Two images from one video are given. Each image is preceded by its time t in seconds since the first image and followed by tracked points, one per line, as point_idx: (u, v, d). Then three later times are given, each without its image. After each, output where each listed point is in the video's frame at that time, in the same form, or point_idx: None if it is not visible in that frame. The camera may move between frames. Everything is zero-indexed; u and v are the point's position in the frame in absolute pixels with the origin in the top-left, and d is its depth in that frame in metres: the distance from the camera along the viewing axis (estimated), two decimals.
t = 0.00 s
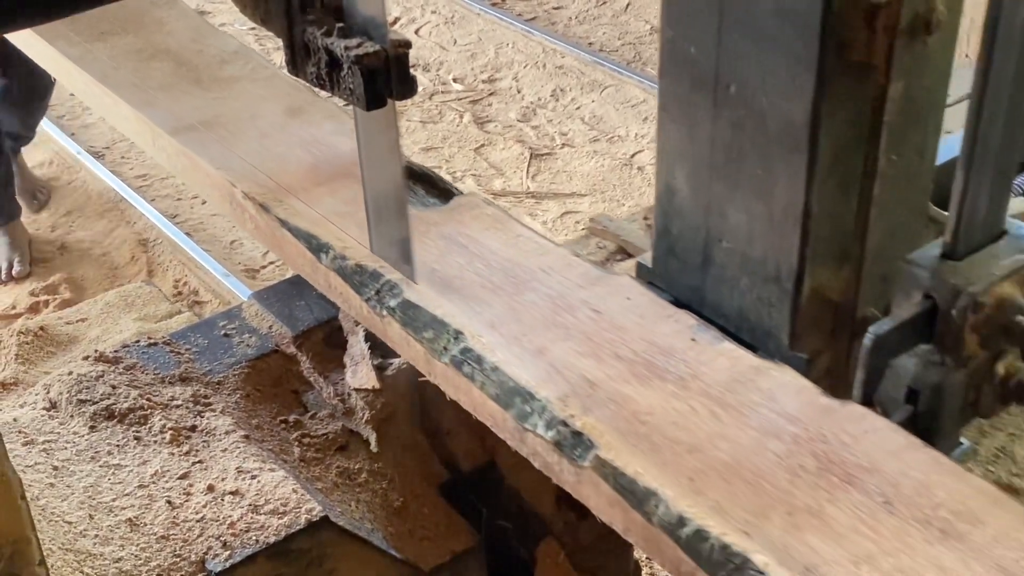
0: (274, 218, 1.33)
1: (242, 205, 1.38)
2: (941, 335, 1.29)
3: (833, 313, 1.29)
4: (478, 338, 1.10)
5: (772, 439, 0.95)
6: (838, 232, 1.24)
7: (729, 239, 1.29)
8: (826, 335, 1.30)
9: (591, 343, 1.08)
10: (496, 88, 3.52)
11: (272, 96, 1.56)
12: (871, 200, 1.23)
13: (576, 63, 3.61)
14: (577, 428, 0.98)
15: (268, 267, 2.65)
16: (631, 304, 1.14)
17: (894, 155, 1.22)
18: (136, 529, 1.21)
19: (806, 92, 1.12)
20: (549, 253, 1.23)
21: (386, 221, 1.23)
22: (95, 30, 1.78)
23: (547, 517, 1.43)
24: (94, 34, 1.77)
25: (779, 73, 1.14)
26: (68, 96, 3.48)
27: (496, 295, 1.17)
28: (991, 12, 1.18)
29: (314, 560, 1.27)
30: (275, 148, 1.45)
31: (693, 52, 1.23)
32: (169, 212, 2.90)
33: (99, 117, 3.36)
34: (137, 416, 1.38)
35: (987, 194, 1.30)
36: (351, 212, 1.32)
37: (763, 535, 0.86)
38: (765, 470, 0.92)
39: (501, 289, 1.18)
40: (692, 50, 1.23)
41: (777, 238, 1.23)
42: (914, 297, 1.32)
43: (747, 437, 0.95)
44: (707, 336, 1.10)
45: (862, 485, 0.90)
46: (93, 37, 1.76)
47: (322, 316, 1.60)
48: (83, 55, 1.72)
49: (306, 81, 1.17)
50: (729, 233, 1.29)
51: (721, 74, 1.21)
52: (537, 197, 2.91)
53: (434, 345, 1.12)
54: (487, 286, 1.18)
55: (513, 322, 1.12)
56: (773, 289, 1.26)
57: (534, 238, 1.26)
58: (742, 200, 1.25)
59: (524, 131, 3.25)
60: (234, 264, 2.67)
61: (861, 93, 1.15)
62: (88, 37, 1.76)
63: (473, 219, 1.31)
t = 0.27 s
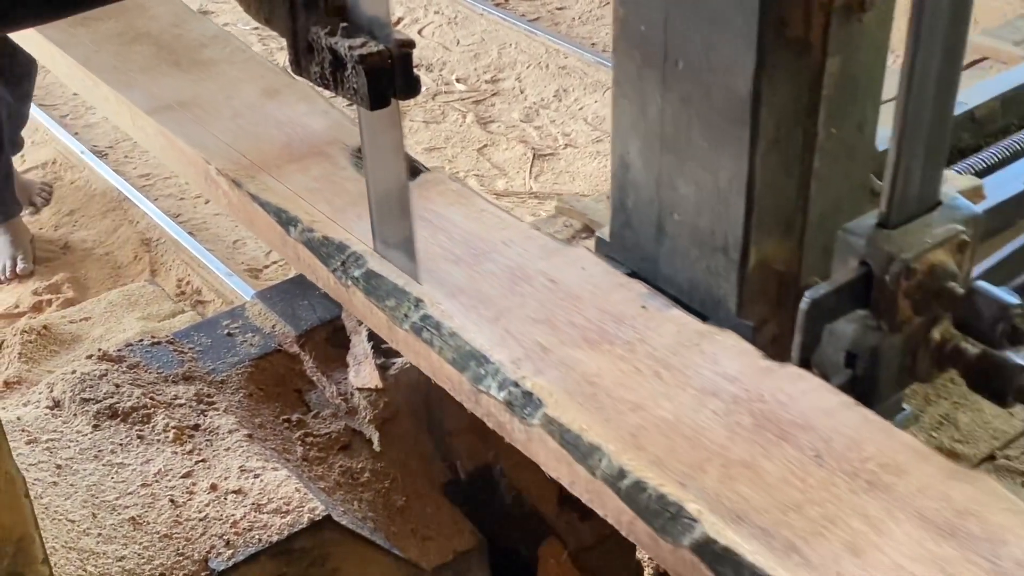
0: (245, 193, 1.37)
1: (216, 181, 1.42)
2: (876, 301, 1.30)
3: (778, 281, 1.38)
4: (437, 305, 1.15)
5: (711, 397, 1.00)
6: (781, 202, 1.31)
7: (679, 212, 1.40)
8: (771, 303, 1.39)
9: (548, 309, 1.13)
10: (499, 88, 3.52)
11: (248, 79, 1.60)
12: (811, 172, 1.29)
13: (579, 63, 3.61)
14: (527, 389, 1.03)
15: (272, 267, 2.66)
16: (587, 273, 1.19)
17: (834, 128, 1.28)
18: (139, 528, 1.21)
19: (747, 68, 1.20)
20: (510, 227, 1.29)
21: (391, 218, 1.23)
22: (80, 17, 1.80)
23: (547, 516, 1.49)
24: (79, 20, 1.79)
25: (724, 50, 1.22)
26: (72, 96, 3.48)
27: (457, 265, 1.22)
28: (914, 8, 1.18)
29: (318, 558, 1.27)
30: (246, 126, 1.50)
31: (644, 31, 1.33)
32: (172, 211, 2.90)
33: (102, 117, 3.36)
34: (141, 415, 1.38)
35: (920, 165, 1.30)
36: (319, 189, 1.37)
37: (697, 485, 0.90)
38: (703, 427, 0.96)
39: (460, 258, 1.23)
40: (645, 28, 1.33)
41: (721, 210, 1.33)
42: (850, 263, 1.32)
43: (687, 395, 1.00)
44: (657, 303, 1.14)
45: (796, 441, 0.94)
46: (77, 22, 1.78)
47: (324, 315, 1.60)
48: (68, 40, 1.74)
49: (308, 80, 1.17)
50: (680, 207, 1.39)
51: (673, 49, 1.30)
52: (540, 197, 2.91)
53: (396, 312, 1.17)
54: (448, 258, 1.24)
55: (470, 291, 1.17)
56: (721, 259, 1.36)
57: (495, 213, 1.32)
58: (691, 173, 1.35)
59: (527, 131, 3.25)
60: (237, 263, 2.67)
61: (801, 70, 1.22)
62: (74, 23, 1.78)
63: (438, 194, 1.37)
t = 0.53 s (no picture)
0: (218, 171, 1.41)
1: (190, 160, 1.46)
2: (814, 269, 1.35)
3: (723, 252, 1.50)
4: (398, 275, 1.22)
5: (655, 362, 1.07)
6: (726, 174, 1.42)
7: (633, 186, 1.50)
8: (720, 274, 1.52)
9: (504, 280, 1.20)
10: (501, 88, 3.53)
11: (228, 67, 1.62)
12: (752, 147, 1.42)
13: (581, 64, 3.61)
14: (481, 353, 1.10)
15: (274, 267, 2.66)
16: (544, 246, 1.26)
17: (775, 107, 1.40)
18: (141, 528, 1.21)
19: (691, 47, 1.30)
20: (471, 203, 1.35)
21: (393, 220, 1.25)
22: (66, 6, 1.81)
23: (549, 518, 1.47)
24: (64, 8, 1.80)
25: (673, 29, 1.31)
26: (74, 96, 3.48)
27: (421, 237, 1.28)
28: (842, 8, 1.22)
29: (320, 558, 1.28)
30: (218, 107, 1.54)
31: (598, 13, 1.41)
32: (174, 211, 2.90)
33: (104, 117, 3.36)
34: (142, 416, 1.38)
35: (855, 146, 1.34)
36: (289, 166, 1.41)
37: (638, 442, 0.97)
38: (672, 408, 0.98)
39: (424, 232, 1.29)
40: (597, 11, 1.41)
41: (672, 183, 1.43)
42: (790, 235, 1.37)
43: (633, 360, 1.07)
44: (607, 274, 1.20)
45: (733, 400, 1.01)
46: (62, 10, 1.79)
47: (325, 316, 1.61)
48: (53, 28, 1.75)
49: (311, 81, 1.17)
50: (633, 182, 1.50)
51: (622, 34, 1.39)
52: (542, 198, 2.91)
53: (358, 283, 1.24)
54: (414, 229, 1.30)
55: (433, 261, 1.24)
56: (670, 231, 1.47)
57: (458, 188, 1.38)
58: (642, 150, 1.45)
59: (528, 131, 3.25)
60: (239, 264, 2.67)
61: (746, 51, 1.34)
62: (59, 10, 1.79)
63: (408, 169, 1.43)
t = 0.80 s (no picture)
0: (193, 147, 1.41)
1: (167, 138, 1.45)
2: (761, 241, 1.27)
3: (683, 230, 1.42)
4: (366, 248, 1.23)
5: (607, 327, 1.08)
6: (679, 150, 1.35)
7: (592, 163, 1.42)
8: (676, 250, 1.44)
9: (467, 251, 1.21)
10: (504, 89, 3.53)
11: (205, 48, 1.63)
12: (704, 125, 1.34)
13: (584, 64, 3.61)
14: (440, 320, 1.11)
15: (277, 266, 2.66)
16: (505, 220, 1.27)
17: (724, 83, 1.32)
18: (144, 526, 1.21)
19: (639, 21, 1.23)
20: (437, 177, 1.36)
21: (398, 219, 1.24)
22: None
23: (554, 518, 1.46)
24: None
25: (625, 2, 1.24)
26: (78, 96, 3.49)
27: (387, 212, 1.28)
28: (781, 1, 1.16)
29: (323, 557, 1.27)
30: (195, 89, 1.54)
31: None
32: (177, 210, 2.90)
33: (107, 117, 3.36)
34: (146, 415, 1.38)
35: (801, 120, 1.25)
36: (263, 143, 1.42)
37: (585, 402, 0.98)
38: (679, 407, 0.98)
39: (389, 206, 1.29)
40: None
41: (628, 158, 1.36)
42: (739, 206, 1.28)
43: (586, 325, 1.08)
44: (566, 246, 1.21)
45: (679, 361, 1.03)
46: None
47: (329, 315, 1.61)
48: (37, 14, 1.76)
49: (316, 81, 1.17)
50: (591, 159, 1.42)
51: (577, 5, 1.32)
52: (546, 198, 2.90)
53: (326, 255, 1.24)
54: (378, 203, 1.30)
55: (395, 232, 1.24)
56: (627, 208, 1.40)
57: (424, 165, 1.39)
58: (598, 127, 1.38)
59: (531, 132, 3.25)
60: (241, 263, 2.67)
61: (695, 24, 1.26)
62: None
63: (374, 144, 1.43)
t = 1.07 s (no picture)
0: (173, 128, 1.52)
1: (147, 118, 1.57)
2: (709, 209, 1.40)
3: (635, 201, 1.65)
4: (332, 219, 1.33)
5: (563, 294, 1.16)
6: (631, 122, 1.56)
7: (553, 140, 1.66)
8: (630, 222, 1.66)
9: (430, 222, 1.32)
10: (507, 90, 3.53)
11: (191, 42, 1.73)
12: (655, 101, 1.56)
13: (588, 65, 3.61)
14: (401, 287, 1.20)
15: (280, 266, 2.66)
16: (468, 194, 1.37)
17: (675, 61, 1.53)
18: (149, 526, 1.21)
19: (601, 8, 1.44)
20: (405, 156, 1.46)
21: (402, 222, 1.26)
22: None
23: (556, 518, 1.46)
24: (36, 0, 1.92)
25: None
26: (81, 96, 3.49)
27: (356, 187, 1.39)
28: None
29: (327, 558, 1.27)
30: (176, 69, 1.67)
31: None
32: (181, 210, 2.90)
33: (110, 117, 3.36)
34: (151, 414, 1.38)
35: (749, 97, 1.38)
36: (239, 125, 1.53)
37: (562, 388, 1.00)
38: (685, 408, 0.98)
39: (357, 181, 1.40)
40: None
41: (586, 134, 1.58)
42: (689, 179, 1.42)
43: (582, 327, 1.10)
44: (526, 219, 1.31)
45: (627, 327, 1.10)
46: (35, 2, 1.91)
47: (334, 315, 1.62)
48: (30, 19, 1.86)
49: (323, 80, 1.17)
50: (553, 137, 1.65)
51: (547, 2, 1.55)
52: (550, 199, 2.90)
53: (296, 227, 1.35)
54: (347, 179, 1.40)
55: (361, 210, 1.34)
56: (586, 180, 1.62)
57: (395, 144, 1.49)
58: (561, 106, 1.60)
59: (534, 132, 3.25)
60: (245, 263, 2.67)
61: (647, 6, 1.46)
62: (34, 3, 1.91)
63: (346, 123, 1.53)
